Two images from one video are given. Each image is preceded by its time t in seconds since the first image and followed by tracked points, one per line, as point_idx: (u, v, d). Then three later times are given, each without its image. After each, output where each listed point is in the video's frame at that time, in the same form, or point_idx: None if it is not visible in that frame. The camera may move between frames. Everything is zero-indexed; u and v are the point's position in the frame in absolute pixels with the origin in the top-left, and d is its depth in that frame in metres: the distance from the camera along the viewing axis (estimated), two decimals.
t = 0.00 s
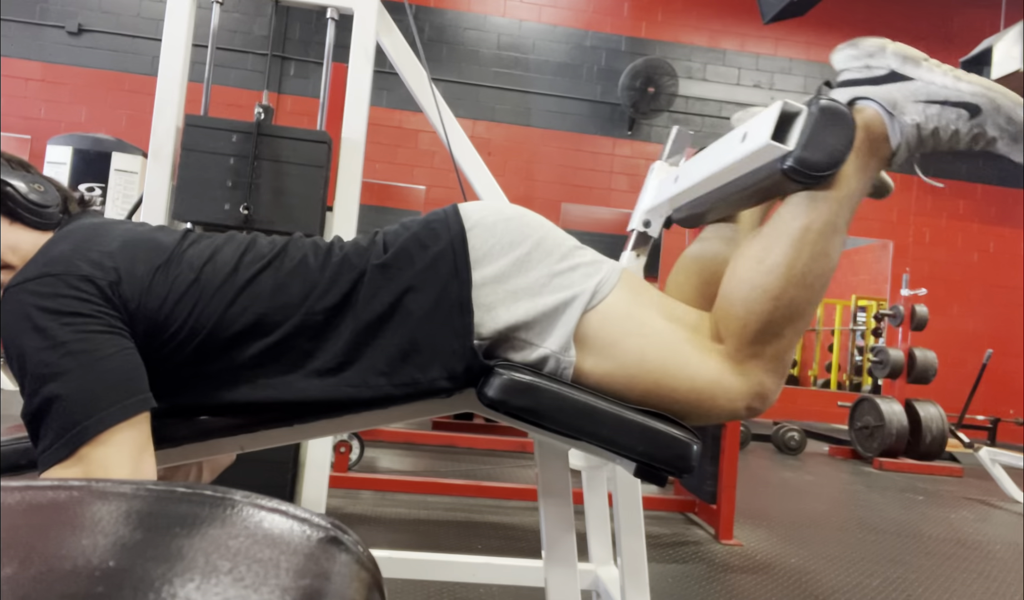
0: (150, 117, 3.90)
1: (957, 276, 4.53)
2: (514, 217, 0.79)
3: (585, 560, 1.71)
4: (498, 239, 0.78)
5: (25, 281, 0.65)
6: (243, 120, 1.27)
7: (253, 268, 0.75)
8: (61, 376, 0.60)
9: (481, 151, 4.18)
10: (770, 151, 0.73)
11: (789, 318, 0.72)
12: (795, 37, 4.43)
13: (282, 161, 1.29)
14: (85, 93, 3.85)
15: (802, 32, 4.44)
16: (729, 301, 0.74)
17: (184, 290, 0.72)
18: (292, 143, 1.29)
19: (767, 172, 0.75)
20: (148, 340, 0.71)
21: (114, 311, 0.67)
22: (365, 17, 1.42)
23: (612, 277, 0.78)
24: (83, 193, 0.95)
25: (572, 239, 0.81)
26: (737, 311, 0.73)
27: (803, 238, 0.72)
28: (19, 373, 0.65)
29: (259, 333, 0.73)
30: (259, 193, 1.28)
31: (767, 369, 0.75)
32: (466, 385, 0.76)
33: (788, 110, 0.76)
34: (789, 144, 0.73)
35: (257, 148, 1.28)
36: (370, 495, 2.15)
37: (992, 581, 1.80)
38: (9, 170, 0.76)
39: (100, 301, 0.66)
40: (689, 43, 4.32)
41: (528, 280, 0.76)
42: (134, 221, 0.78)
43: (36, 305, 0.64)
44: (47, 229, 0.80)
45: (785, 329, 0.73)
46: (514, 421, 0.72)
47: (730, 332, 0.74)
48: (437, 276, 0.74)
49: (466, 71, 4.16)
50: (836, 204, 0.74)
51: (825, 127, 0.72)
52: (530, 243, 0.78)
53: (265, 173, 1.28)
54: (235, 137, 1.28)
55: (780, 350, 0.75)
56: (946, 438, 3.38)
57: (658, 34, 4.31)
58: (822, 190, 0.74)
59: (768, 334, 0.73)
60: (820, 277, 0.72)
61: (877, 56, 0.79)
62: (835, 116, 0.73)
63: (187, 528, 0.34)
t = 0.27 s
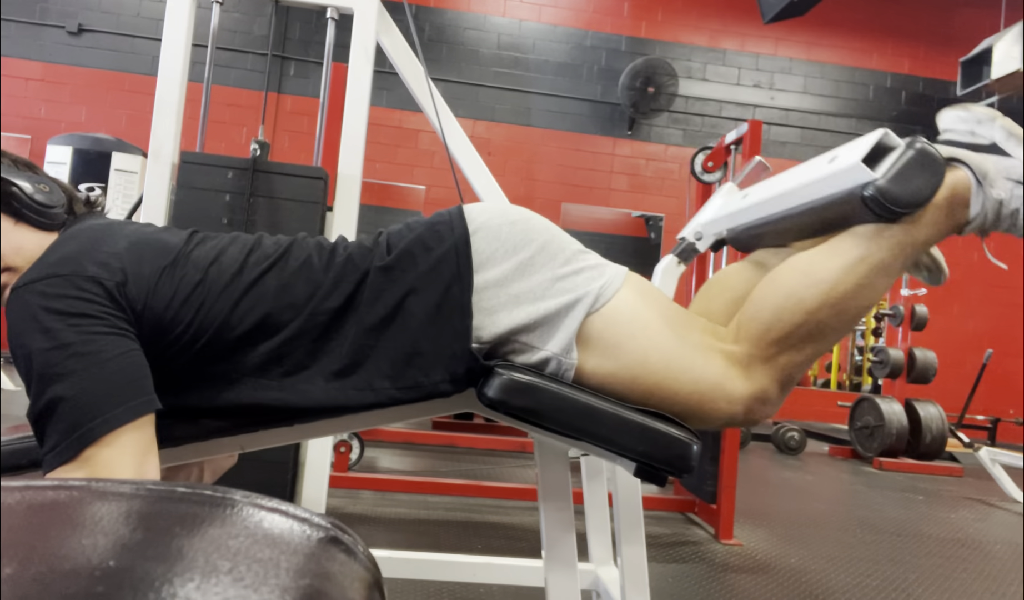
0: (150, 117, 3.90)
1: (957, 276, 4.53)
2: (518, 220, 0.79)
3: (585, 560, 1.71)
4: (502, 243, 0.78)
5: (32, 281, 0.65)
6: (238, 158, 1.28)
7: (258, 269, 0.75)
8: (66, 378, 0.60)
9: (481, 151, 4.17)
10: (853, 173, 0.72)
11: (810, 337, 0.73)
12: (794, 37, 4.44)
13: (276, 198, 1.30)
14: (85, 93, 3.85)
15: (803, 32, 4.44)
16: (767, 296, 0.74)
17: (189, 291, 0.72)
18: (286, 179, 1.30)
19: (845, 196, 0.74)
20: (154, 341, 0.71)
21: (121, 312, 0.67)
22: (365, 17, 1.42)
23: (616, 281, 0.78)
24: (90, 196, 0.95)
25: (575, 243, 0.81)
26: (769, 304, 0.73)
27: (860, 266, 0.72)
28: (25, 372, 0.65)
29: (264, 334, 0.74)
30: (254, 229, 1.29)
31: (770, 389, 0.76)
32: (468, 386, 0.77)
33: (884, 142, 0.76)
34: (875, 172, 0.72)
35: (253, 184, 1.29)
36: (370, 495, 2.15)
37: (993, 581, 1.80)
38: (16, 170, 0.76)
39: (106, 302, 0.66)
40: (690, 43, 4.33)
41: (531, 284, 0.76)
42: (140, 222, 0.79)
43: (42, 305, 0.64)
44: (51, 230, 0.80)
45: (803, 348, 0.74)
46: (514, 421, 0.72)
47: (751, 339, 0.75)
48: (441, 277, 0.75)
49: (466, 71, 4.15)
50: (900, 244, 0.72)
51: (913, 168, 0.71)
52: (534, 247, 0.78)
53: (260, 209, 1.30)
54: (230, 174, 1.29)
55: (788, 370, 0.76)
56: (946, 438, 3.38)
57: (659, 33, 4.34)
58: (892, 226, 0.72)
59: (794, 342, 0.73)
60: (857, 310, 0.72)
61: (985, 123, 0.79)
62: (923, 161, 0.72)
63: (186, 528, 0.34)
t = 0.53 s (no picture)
0: (150, 117, 3.90)
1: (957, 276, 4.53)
2: (524, 221, 0.79)
3: (585, 560, 1.71)
4: (506, 244, 0.78)
5: (35, 279, 0.65)
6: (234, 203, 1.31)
7: (261, 265, 0.75)
8: (66, 376, 0.60)
9: (481, 151, 4.17)
10: (932, 235, 0.72)
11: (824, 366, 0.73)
12: (794, 37, 4.44)
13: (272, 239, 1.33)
14: (85, 93, 3.85)
15: (803, 32, 4.44)
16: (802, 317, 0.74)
17: (193, 288, 0.72)
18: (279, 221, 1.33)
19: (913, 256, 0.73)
20: (158, 339, 0.71)
21: (124, 309, 0.67)
22: (365, 18, 1.42)
23: (620, 283, 0.78)
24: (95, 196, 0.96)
25: (580, 246, 0.81)
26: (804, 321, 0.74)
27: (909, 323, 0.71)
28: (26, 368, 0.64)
29: (267, 331, 0.74)
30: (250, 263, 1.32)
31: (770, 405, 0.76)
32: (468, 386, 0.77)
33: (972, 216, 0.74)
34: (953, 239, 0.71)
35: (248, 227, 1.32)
36: (370, 495, 2.15)
37: (993, 581, 1.80)
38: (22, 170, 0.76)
39: (110, 299, 0.66)
40: (690, 43, 4.33)
41: (534, 285, 0.76)
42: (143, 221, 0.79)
43: (44, 302, 0.64)
44: (56, 230, 0.80)
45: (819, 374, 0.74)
46: (513, 421, 0.72)
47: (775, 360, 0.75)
48: (444, 275, 0.75)
49: (466, 71, 4.15)
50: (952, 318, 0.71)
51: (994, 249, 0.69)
52: (539, 249, 0.78)
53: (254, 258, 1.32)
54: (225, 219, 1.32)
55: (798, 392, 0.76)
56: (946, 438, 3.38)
57: (657, 34, 4.32)
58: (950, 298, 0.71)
59: (812, 366, 0.74)
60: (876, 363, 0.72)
61: None
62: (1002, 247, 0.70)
63: (186, 528, 0.34)
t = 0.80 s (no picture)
0: (150, 118, 3.90)
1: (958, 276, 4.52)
2: (525, 224, 0.80)
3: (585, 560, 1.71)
4: (507, 247, 0.78)
5: (32, 278, 0.65)
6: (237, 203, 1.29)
7: (261, 264, 0.75)
8: (65, 375, 0.60)
9: (481, 151, 4.17)
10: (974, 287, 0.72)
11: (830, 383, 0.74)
12: (794, 37, 4.44)
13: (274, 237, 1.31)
14: (85, 93, 3.85)
15: (803, 32, 4.44)
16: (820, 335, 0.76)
17: (193, 287, 0.72)
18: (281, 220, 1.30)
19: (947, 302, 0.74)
20: (158, 338, 0.71)
21: (123, 309, 0.68)
22: (365, 18, 1.42)
23: (621, 285, 0.78)
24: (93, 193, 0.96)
25: (581, 249, 0.81)
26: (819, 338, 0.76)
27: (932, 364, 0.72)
28: (25, 366, 0.65)
29: (267, 330, 0.74)
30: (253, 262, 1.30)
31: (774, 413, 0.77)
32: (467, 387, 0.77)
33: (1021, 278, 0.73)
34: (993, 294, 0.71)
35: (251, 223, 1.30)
36: (370, 495, 2.15)
37: (993, 581, 1.80)
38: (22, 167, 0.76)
39: (109, 299, 0.66)
40: (690, 43, 4.33)
41: (534, 288, 0.75)
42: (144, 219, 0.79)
43: (43, 302, 0.64)
44: (56, 229, 0.80)
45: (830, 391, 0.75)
46: (514, 422, 0.72)
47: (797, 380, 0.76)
48: (445, 276, 0.75)
49: (466, 71, 4.15)
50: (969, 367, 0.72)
51: None
52: (540, 252, 0.78)
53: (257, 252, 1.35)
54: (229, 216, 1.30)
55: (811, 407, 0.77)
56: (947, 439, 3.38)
57: (657, 34, 4.31)
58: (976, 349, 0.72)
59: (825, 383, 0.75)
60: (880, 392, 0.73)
61: None
62: None
63: (185, 528, 0.34)
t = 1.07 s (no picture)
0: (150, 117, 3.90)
1: (958, 276, 4.52)
2: (496, 215, 0.79)
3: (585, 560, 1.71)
4: (481, 238, 0.77)
5: (8, 308, 0.65)
6: (247, 78, 1.32)
7: (238, 276, 0.74)
8: (54, 400, 0.61)
9: (481, 151, 4.17)
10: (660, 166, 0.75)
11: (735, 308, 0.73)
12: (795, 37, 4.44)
13: (286, 118, 1.34)
14: (85, 93, 3.85)
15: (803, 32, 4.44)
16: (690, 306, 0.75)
17: (170, 303, 0.71)
18: (294, 100, 1.35)
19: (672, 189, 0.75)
20: (139, 357, 0.70)
21: (100, 329, 0.67)
22: (365, 17, 1.42)
23: (598, 271, 0.77)
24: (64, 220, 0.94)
25: (556, 235, 0.81)
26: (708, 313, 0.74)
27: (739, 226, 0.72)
28: (11, 399, 0.65)
29: (250, 343, 0.73)
30: (262, 151, 1.33)
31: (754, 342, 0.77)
32: (466, 385, 0.77)
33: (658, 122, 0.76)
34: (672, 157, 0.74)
35: (261, 105, 1.33)
36: (370, 495, 2.15)
37: (993, 581, 1.80)
38: None
39: (85, 320, 0.66)
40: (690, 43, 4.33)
41: (515, 279, 0.75)
42: (115, 240, 0.78)
43: (23, 330, 0.63)
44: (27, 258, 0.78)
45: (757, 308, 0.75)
46: (514, 421, 0.72)
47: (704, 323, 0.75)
48: (425, 279, 0.75)
49: (466, 71, 4.15)
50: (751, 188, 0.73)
51: (704, 124, 0.71)
52: (515, 241, 0.77)
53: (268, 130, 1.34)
54: (239, 94, 1.33)
55: (751, 320, 0.75)
56: (946, 438, 3.38)
57: (657, 34, 4.32)
58: (718, 188, 0.73)
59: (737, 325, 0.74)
60: (759, 251, 0.72)
61: (711, 31, 0.83)
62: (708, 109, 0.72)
63: (186, 528, 0.34)
